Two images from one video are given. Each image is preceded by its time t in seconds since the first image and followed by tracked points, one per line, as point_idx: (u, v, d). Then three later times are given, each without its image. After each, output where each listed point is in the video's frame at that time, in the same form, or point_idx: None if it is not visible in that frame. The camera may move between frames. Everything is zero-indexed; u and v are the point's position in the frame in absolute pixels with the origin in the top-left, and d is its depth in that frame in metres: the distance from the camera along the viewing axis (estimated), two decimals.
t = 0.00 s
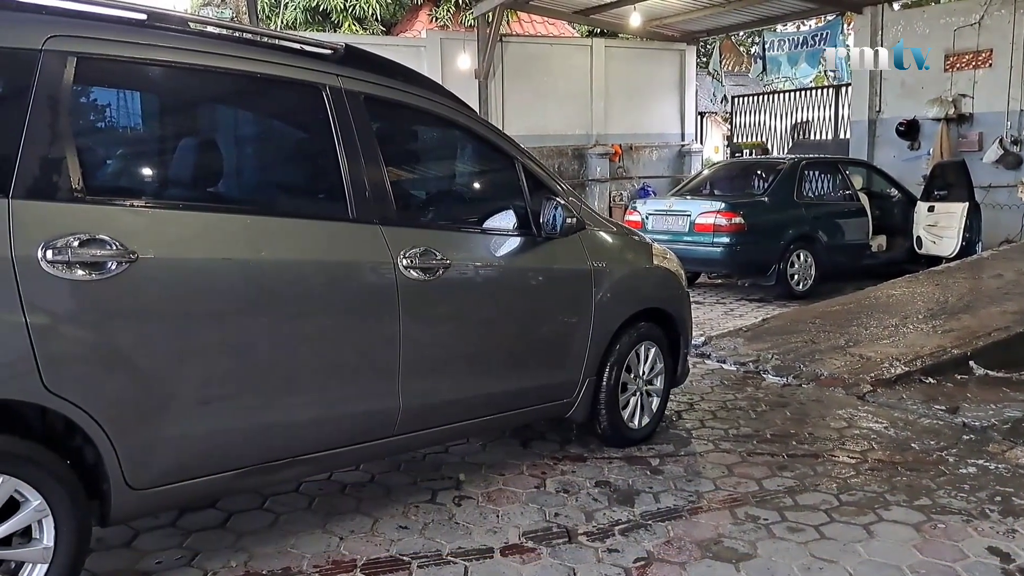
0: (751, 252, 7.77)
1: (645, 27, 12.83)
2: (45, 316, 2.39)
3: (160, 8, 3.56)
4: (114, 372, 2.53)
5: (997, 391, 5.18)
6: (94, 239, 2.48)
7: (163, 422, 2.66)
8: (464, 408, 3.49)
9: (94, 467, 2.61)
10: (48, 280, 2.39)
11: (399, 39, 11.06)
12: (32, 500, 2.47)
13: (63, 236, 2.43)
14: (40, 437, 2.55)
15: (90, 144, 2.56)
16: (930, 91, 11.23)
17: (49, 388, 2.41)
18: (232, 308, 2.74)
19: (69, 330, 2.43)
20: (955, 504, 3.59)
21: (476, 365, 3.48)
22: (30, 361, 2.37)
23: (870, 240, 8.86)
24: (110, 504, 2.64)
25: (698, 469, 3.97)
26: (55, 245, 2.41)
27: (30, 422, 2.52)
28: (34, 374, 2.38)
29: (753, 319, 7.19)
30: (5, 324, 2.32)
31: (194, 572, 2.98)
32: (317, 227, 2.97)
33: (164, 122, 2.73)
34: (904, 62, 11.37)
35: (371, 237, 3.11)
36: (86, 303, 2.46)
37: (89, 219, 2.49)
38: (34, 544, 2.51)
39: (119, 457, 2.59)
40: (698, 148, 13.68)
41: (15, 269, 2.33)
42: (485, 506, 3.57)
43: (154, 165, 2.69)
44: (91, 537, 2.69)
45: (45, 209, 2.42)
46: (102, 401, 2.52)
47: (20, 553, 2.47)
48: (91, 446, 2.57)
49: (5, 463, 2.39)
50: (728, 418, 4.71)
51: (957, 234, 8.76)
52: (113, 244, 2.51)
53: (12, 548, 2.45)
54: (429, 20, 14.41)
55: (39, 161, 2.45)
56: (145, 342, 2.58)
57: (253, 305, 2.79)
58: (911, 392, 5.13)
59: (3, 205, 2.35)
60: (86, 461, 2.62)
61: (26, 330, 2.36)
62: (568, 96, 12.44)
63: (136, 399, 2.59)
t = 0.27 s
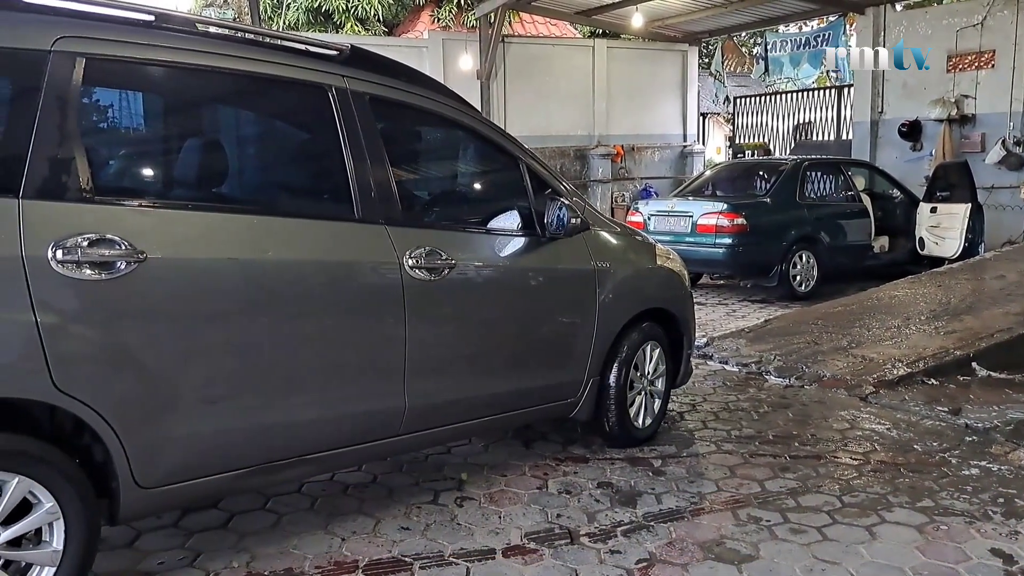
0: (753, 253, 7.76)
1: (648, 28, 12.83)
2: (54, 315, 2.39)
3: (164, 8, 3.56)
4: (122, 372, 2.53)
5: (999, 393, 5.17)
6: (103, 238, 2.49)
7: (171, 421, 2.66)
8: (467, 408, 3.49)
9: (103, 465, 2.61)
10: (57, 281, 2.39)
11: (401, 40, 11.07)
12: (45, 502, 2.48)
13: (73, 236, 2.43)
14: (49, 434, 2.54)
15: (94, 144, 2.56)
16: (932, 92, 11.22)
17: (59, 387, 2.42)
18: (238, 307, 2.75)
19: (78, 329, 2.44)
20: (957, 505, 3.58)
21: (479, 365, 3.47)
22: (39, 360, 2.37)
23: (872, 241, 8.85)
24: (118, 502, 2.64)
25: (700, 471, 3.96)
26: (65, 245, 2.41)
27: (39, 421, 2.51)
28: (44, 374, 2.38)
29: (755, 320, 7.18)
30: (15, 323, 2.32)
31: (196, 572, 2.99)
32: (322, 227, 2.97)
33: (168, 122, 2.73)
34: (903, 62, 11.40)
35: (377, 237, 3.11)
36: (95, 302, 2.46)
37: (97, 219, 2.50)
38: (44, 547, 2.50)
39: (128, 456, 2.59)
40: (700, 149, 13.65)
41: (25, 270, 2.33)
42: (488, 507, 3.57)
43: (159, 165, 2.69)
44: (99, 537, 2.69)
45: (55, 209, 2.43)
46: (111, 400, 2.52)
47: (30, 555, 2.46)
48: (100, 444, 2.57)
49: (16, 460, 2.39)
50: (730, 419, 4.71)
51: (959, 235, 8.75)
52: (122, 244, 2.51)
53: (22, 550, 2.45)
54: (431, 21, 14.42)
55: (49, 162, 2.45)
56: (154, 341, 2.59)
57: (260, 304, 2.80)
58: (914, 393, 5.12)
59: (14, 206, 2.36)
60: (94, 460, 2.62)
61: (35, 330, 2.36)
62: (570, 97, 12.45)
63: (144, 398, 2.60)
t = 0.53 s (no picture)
0: (755, 253, 7.76)
1: (650, 28, 12.82)
2: (75, 314, 2.39)
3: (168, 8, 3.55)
4: (141, 370, 2.54)
5: (1001, 393, 5.16)
6: (123, 238, 2.49)
7: (188, 420, 2.66)
8: (471, 408, 3.48)
9: (123, 463, 2.61)
10: (78, 281, 2.39)
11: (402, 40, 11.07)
12: (73, 507, 2.49)
13: (94, 237, 2.43)
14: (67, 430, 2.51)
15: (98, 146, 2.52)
16: (934, 92, 11.21)
17: (79, 385, 2.42)
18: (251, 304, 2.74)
19: (98, 328, 2.44)
20: (959, 506, 3.58)
21: (484, 365, 3.47)
22: (61, 359, 2.37)
23: (874, 241, 8.84)
24: (138, 499, 2.64)
25: (702, 471, 3.96)
26: (88, 246, 2.41)
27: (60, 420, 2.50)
28: (63, 372, 2.38)
29: (757, 321, 7.18)
30: (33, 323, 2.31)
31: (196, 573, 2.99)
32: (332, 227, 2.98)
33: (178, 122, 2.71)
34: (903, 62, 11.41)
35: (386, 237, 3.12)
36: (115, 301, 2.46)
37: (117, 219, 2.50)
38: (62, 553, 2.50)
39: (147, 453, 2.59)
40: (702, 149, 13.63)
41: (47, 271, 2.33)
42: (489, 507, 3.57)
43: (169, 166, 2.67)
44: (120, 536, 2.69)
45: (77, 210, 2.43)
46: (131, 397, 2.53)
47: (48, 558, 2.45)
48: (120, 441, 2.57)
49: (40, 457, 2.39)
50: (731, 420, 4.71)
51: (961, 235, 8.75)
52: (142, 244, 2.52)
53: (42, 553, 2.44)
54: (433, 21, 14.43)
55: (69, 164, 2.45)
56: (172, 339, 2.59)
57: (274, 301, 2.80)
58: (915, 394, 5.11)
59: (36, 206, 2.36)
60: (114, 457, 2.61)
61: (56, 330, 2.36)
62: (571, 98, 12.44)
63: (163, 395, 2.60)
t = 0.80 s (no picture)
0: (757, 254, 7.76)
1: (652, 28, 12.82)
2: (104, 309, 2.40)
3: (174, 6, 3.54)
4: (165, 364, 2.53)
5: (1004, 394, 5.16)
6: (149, 235, 2.49)
7: (212, 415, 2.66)
8: (476, 407, 3.47)
9: (149, 456, 2.62)
10: (108, 275, 2.40)
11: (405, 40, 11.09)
12: (104, 514, 2.51)
13: (122, 233, 2.44)
14: (92, 422, 2.51)
15: (108, 146, 2.50)
16: (937, 92, 11.19)
17: (109, 378, 2.43)
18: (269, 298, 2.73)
19: (126, 322, 2.44)
20: (961, 507, 3.58)
21: (492, 364, 3.46)
22: (90, 353, 2.38)
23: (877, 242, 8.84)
24: (164, 491, 2.65)
25: (704, 472, 3.96)
26: (117, 242, 2.42)
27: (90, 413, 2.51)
28: (89, 367, 2.38)
29: (760, 321, 7.17)
30: (56, 319, 2.31)
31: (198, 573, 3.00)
32: (346, 223, 2.97)
33: (195, 121, 2.70)
34: (903, 62, 11.42)
35: (401, 233, 3.12)
36: (143, 295, 2.47)
37: (145, 215, 2.50)
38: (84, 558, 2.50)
39: (174, 446, 2.60)
40: (705, 149, 13.61)
41: (76, 265, 2.34)
42: (491, 507, 3.57)
43: (186, 163, 2.66)
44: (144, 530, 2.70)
45: (105, 206, 2.44)
46: (159, 391, 2.53)
47: (68, 560, 2.45)
48: (147, 435, 2.58)
49: (71, 449, 2.40)
50: (734, 420, 4.71)
51: (964, 236, 8.74)
52: (167, 241, 2.52)
53: (64, 555, 2.44)
54: (435, 21, 14.44)
55: (97, 161, 2.46)
56: (198, 334, 2.59)
57: (294, 296, 2.78)
58: (918, 394, 5.11)
59: (65, 202, 2.37)
60: (141, 450, 2.62)
61: (82, 326, 2.36)
62: (574, 98, 12.45)
63: (189, 389, 2.60)
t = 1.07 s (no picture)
0: (759, 254, 7.76)
1: (655, 28, 12.81)
2: (115, 309, 2.42)
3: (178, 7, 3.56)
4: (173, 364, 2.55)
5: (1006, 394, 5.16)
6: (160, 236, 2.51)
7: (220, 414, 2.69)
8: (478, 407, 3.48)
9: (159, 455, 2.65)
10: (118, 275, 2.42)
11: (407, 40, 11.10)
12: (115, 517, 2.53)
13: (133, 235, 2.46)
14: (101, 421, 2.53)
15: (104, 147, 2.49)
16: (940, 93, 11.19)
17: (120, 378, 2.45)
18: (270, 299, 2.74)
19: (137, 322, 2.47)
20: (963, 507, 3.58)
21: (496, 363, 3.48)
22: (102, 353, 2.41)
23: (879, 242, 8.84)
24: (173, 490, 2.68)
25: (706, 472, 3.97)
26: (128, 243, 2.44)
27: (101, 411, 2.54)
28: (99, 367, 2.40)
29: (762, 322, 7.18)
30: (64, 320, 2.33)
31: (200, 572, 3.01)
32: (351, 224, 2.98)
33: (201, 122, 2.72)
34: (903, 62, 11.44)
35: (407, 233, 3.14)
36: (153, 296, 2.49)
37: (154, 217, 2.52)
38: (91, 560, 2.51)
39: (183, 445, 2.63)
40: (707, 150, 13.60)
41: (87, 266, 2.37)
42: (493, 507, 3.59)
43: (190, 164, 2.67)
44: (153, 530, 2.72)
45: (116, 208, 2.46)
46: (168, 391, 2.56)
47: (76, 561, 2.46)
48: (158, 434, 2.61)
49: (84, 449, 2.42)
50: (736, 420, 4.72)
51: (966, 236, 8.75)
52: (177, 242, 2.54)
53: (72, 555, 2.46)
54: (437, 21, 14.45)
55: (108, 163, 2.48)
56: (206, 334, 2.61)
57: (296, 296, 2.80)
58: (920, 394, 5.12)
59: (76, 203, 2.39)
60: (150, 448, 2.65)
61: (91, 327, 2.38)
62: (576, 98, 12.45)
63: (198, 388, 2.62)
